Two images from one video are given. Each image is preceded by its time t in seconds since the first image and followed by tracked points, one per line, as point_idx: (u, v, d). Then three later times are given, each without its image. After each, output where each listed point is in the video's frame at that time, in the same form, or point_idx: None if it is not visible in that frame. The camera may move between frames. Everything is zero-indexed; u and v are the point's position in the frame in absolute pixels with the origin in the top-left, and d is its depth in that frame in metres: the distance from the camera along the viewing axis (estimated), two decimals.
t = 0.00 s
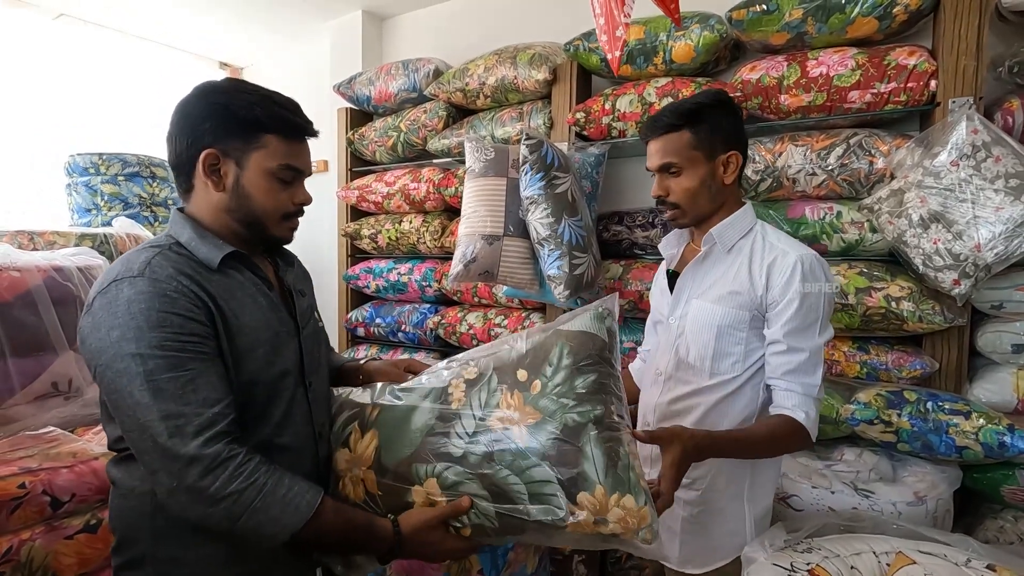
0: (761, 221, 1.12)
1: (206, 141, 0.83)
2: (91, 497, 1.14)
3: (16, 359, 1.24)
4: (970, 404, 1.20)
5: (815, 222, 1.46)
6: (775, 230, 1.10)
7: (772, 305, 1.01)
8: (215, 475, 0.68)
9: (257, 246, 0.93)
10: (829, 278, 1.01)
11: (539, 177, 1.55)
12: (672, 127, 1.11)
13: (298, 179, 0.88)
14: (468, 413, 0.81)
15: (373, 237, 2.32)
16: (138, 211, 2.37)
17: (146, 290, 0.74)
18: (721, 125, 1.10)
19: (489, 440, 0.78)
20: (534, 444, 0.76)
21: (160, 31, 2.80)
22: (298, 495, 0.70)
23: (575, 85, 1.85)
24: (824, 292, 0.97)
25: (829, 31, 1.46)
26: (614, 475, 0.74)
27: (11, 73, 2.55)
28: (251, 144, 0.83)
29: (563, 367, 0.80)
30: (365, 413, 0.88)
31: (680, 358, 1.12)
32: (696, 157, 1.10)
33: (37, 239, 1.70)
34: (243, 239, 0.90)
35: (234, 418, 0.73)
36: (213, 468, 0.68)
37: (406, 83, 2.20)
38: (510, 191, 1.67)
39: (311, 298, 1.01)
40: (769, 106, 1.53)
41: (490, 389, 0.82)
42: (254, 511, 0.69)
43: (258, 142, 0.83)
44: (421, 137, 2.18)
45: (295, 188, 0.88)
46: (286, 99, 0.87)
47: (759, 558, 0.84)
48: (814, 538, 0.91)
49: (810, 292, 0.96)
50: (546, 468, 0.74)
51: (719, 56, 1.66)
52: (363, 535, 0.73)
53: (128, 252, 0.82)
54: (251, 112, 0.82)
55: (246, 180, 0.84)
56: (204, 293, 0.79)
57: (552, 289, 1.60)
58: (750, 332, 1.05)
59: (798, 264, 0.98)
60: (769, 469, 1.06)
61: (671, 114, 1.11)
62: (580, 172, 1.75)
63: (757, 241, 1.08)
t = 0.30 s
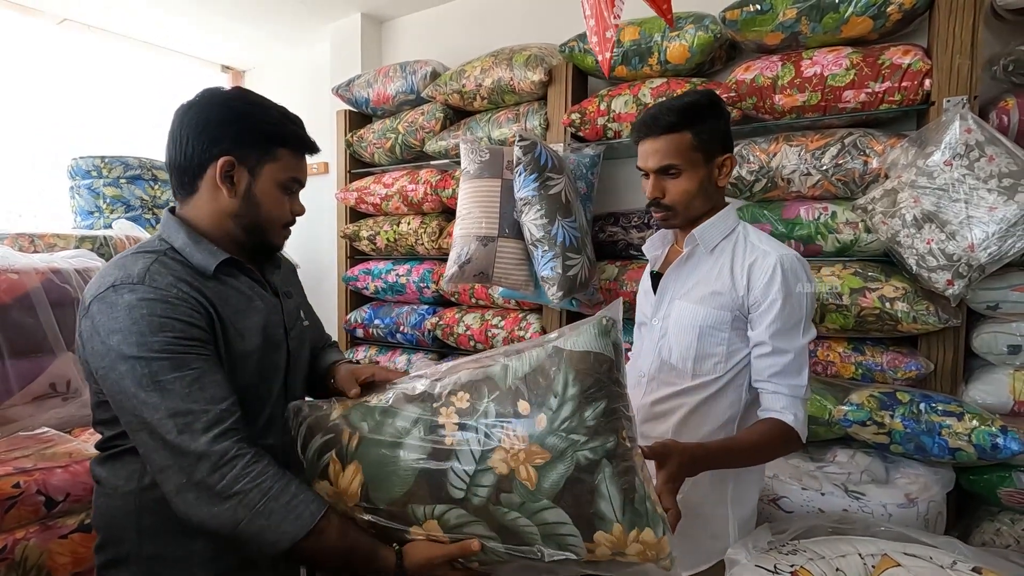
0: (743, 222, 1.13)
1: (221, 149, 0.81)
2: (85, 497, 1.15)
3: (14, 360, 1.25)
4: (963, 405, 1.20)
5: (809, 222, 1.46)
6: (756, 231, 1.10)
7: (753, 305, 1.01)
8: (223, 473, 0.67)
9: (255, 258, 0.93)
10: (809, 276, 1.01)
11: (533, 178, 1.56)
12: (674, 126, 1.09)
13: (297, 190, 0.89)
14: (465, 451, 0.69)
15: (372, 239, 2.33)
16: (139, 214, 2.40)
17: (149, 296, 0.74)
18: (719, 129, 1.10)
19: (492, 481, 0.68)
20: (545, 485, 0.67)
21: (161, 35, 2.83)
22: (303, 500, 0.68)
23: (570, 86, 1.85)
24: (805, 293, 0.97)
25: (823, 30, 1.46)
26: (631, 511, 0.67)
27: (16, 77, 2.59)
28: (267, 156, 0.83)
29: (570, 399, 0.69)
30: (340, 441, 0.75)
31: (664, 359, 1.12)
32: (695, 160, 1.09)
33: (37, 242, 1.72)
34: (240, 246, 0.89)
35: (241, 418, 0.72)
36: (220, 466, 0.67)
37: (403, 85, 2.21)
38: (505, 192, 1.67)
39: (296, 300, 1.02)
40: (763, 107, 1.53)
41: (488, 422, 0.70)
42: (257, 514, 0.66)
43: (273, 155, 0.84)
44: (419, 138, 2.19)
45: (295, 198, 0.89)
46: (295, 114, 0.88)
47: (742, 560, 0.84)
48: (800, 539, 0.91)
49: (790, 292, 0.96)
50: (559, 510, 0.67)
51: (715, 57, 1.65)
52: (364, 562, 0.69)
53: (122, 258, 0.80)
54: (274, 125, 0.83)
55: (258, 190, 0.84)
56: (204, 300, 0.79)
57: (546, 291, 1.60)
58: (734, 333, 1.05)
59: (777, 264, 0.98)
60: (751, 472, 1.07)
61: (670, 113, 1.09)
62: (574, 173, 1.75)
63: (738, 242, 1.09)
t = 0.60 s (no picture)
0: (730, 220, 1.13)
1: (209, 147, 0.82)
2: (84, 495, 1.15)
3: (15, 360, 1.27)
4: (959, 404, 1.19)
5: (806, 221, 1.45)
6: (743, 229, 1.10)
7: (737, 303, 1.01)
8: (149, 488, 0.63)
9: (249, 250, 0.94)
10: (794, 275, 1.00)
11: (528, 178, 1.56)
12: (664, 124, 1.09)
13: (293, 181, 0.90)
14: (406, 448, 0.65)
15: (372, 240, 2.34)
16: (143, 216, 2.42)
17: (146, 298, 0.72)
18: (707, 123, 1.10)
19: (437, 475, 0.65)
20: (494, 474, 0.65)
21: (164, 39, 2.86)
22: (223, 525, 0.61)
23: (568, 87, 1.85)
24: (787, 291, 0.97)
25: (819, 28, 1.45)
26: (585, 491, 0.68)
27: (23, 82, 2.62)
28: (254, 150, 0.84)
29: (515, 379, 0.69)
30: (255, 455, 0.67)
31: (650, 358, 1.12)
32: (685, 156, 1.09)
33: (40, 244, 1.74)
34: (239, 241, 0.90)
35: (199, 435, 0.67)
36: (145, 482, 0.63)
37: (403, 86, 2.22)
38: (502, 192, 1.68)
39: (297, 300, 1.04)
40: (759, 105, 1.52)
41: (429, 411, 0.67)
42: (176, 535, 0.62)
43: (261, 146, 0.84)
44: (418, 139, 2.20)
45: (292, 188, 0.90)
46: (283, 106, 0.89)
47: (731, 560, 0.84)
48: (791, 540, 0.91)
49: (774, 291, 0.96)
50: (511, 498, 0.65)
51: (711, 55, 1.65)
52: None
53: (124, 260, 0.80)
54: (256, 116, 0.84)
55: (250, 184, 0.84)
56: (204, 304, 0.78)
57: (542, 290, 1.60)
58: (719, 331, 1.05)
59: (761, 262, 0.98)
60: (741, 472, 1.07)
61: (662, 109, 1.10)
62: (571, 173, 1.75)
63: (724, 240, 1.09)
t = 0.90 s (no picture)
0: (732, 221, 1.13)
1: (193, 147, 0.84)
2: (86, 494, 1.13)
3: (20, 361, 1.28)
4: (958, 404, 1.19)
5: (805, 221, 1.45)
6: (746, 231, 1.11)
7: (744, 305, 1.01)
8: (92, 494, 0.64)
9: (245, 247, 0.95)
10: (798, 277, 1.01)
11: (527, 179, 1.57)
12: (674, 117, 1.08)
13: (286, 172, 0.90)
14: (356, 450, 0.68)
15: (374, 241, 2.35)
16: (147, 218, 2.44)
17: (128, 296, 0.73)
18: (705, 119, 1.09)
19: (387, 477, 0.68)
20: (441, 474, 0.70)
21: (169, 43, 2.88)
22: (168, 526, 0.63)
23: (567, 89, 1.86)
24: (793, 293, 0.97)
25: (818, 27, 1.44)
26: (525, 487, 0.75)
27: (31, 87, 2.65)
28: (237, 147, 0.84)
29: (462, 386, 0.75)
30: (200, 460, 0.69)
31: (654, 360, 1.12)
32: (692, 152, 1.08)
33: (45, 246, 1.76)
34: (235, 238, 0.91)
35: (155, 443, 0.69)
36: (86, 487, 0.64)
37: (404, 88, 2.23)
38: (501, 193, 1.68)
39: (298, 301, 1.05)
40: (758, 105, 1.52)
41: (381, 417, 0.71)
42: (120, 539, 0.63)
43: (244, 142, 0.85)
44: (419, 141, 2.21)
45: (286, 180, 0.90)
46: (266, 99, 0.88)
47: (724, 560, 0.84)
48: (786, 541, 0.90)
49: (779, 293, 0.96)
50: (455, 496, 0.71)
51: (710, 55, 1.65)
52: None
53: (116, 258, 0.81)
54: (234, 114, 0.84)
55: (237, 181, 0.85)
56: (187, 304, 0.79)
57: (541, 291, 1.60)
58: (723, 333, 1.05)
59: (767, 264, 0.98)
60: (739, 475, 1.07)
61: (672, 103, 1.09)
62: (571, 173, 1.75)
63: (728, 241, 1.09)
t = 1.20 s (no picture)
0: (730, 220, 1.13)
1: (193, 149, 0.85)
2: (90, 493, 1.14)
3: (25, 362, 1.29)
4: (960, 405, 1.19)
5: (807, 221, 1.44)
6: (743, 229, 1.10)
7: (736, 304, 1.01)
8: (107, 489, 0.65)
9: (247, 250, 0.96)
10: (795, 275, 0.99)
11: (528, 179, 1.57)
12: (675, 116, 1.08)
13: (282, 186, 0.88)
14: (375, 459, 0.69)
15: (377, 242, 2.36)
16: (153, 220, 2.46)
17: (132, 294, 0.74)
18: (704, 118, 1.09)
19: (403, 487, 0.69)
20: (456, 487, 0.71)
21: (174, 46, 2.90)
22: (184, 524, 0.64)
23: (568, 90, 1.86)
24: (784, 294, 0.96)
25: (819, 27, 1.44)
26: (533, 508, 0.75)
27: (39, 91, 2.68)
28: (234, 152, 0.84)
29: (481, 405, 0.75)
30: (220, 457, 0.70)
31: (650, 360, 1.12)
32: (696, 153, 1.08)
33: (52, 248, 1.78)
34: (231, 245, 0.91)
35: (165, 438, 0.70)
36: (102, 483, 0.65)
37: (406, 90, 2.24)
38: (502, 194, 1.69)
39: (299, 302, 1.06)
40: (759, 105, 1.52)
41: (401, 430, 0.71)
42: (135, 535, 0.64)
43: (241, 149, 0.84)
44: (422, 142, 2.22)
45: (280, 194, 0.88)
46: (274, 110, 0.88)
47: (722, 560, 0.83)
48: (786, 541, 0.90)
49: (768, 293, 0.96)
50: (467, 510, 0.71)
51: (712, 55, 1.65)
52: None
53: (122, 257, 0.82)
54: (233, 121, 0.84)
55: (227, 184, 0.85)
56: (190, 302, 0.80)
57: (542, 292, 1.61)
58: (717, 333, 1.05)
59: (760, 263, 0.98)
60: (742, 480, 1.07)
61: (674, 102, 1.09)
62: (572, 174, 1.75)
63: (724, 240, 1.09)
